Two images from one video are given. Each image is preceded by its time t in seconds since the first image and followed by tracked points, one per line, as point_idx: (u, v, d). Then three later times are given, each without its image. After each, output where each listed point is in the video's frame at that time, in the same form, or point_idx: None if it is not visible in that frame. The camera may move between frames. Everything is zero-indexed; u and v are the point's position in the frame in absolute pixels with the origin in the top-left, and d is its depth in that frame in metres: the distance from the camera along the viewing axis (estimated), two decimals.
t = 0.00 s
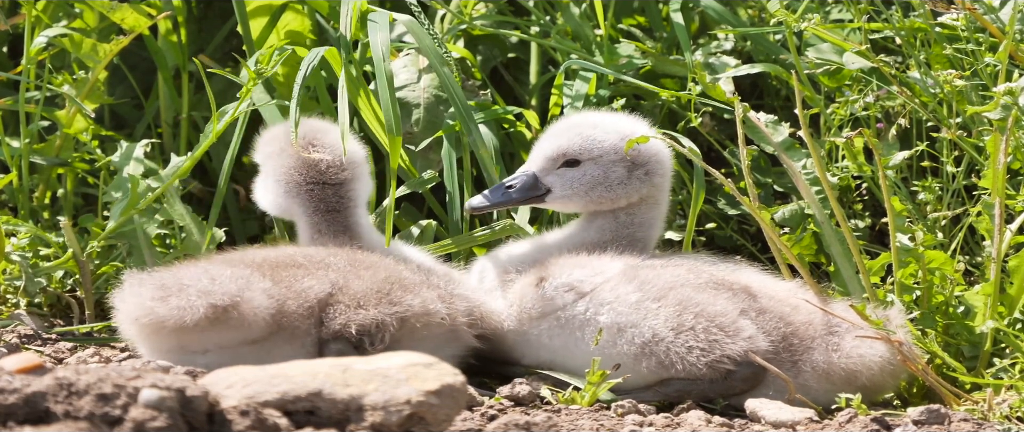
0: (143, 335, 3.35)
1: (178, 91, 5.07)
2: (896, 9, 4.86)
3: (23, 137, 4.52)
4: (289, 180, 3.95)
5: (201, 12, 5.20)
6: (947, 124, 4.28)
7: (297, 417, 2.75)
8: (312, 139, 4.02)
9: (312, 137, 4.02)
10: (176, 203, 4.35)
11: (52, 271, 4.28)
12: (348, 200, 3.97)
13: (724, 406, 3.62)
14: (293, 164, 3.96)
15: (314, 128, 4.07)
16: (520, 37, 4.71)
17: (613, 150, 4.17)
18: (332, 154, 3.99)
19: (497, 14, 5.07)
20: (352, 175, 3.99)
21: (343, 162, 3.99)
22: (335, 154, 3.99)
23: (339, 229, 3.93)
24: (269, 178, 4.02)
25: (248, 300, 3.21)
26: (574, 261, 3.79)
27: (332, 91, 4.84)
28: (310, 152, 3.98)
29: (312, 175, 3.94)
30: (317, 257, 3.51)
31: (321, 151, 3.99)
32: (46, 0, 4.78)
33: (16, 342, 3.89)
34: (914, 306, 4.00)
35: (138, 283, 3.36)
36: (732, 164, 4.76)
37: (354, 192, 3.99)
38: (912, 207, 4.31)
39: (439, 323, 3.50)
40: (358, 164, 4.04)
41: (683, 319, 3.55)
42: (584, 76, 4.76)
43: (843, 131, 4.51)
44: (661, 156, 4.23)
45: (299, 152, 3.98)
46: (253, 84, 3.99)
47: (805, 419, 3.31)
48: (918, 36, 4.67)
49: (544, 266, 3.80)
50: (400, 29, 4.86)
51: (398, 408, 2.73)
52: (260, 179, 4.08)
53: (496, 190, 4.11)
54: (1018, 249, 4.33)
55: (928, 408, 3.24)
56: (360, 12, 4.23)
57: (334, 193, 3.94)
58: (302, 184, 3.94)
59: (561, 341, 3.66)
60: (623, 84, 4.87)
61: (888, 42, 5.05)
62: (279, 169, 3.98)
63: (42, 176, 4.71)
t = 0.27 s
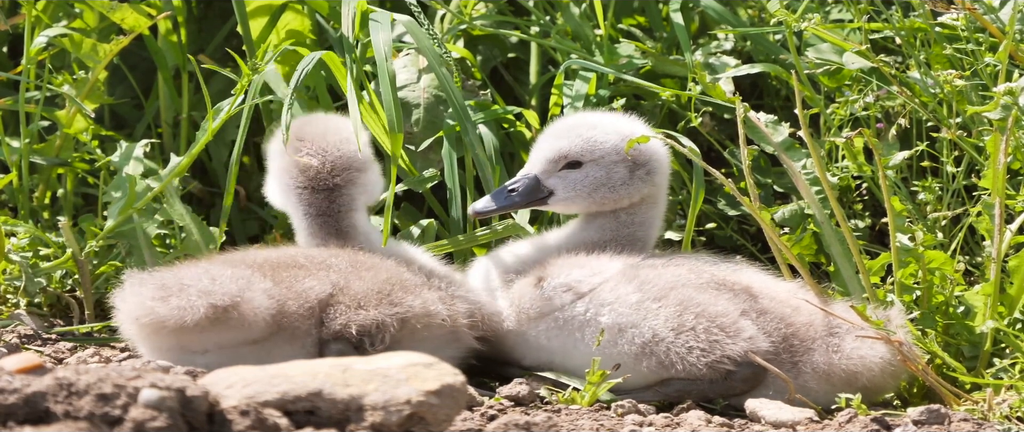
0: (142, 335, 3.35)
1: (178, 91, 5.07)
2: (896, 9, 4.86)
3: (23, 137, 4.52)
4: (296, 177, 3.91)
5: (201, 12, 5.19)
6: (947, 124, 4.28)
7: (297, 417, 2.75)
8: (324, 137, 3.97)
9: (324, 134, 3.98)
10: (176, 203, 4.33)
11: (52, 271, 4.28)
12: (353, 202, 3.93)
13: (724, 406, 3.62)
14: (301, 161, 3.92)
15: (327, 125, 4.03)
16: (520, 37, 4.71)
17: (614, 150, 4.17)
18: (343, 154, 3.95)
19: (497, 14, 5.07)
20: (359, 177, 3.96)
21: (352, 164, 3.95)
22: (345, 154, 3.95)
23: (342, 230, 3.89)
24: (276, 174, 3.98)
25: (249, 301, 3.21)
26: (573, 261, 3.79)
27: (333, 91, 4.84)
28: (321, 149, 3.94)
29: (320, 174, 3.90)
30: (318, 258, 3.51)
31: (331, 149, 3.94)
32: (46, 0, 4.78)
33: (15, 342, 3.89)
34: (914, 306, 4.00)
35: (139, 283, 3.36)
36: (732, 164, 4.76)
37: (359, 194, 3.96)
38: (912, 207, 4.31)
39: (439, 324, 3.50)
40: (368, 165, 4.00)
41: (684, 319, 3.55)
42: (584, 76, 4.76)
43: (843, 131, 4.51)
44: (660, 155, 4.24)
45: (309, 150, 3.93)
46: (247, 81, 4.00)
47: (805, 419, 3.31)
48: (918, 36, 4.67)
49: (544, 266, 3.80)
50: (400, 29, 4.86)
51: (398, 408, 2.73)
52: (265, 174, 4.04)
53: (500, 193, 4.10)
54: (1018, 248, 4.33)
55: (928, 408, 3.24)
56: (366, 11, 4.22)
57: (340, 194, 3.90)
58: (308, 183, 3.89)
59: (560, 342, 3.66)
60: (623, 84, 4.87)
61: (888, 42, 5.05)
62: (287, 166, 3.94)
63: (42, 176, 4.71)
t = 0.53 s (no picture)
0: (144, 335, 3.35)
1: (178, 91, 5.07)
2: (896, 9, 4.86)
3: (23, 137, 4.52)
4: (301, 176, 3.89)
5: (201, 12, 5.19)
6: (947, 124, 4.28)
7: (297, 417, 2.75)
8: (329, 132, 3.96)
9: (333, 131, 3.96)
10: (176, 203, 4.34)
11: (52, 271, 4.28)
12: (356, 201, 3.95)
13: (724, 406, 3.62)
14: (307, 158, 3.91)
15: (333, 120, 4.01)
16: (520, 37, 4.71)
17: (615, 151, 4.17)
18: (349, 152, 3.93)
19: (497, 14, 5.07)
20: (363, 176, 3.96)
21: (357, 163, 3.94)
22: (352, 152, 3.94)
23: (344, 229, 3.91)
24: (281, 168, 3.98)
25: (251, 303, 3.21)
26: (572, 261, 3.79)
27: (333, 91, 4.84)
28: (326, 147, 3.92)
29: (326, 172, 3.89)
30: (319, 258, 3.51)
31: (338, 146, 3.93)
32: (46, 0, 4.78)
33: (15, 342, 3.89)
34: (914, 306, 4.00)
35: (142, 283, 3.36)
36: (732, 164, 4.76)
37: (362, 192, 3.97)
38: (912, 207, 4.31)
39: (440, 324, 3.51)
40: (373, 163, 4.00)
41: (684, 319, 3.55)
42: (584, 76, 4.76)
43: (844, 131, 4.51)
44: (660, 156, 4.24)
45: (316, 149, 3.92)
46: (247, 80, 4.00)
47: (805, 419, 3.31)
48: (918, 36, 4.67)
49: (544, 266, 3.80)
50: (401, 29, 4.86)
51: (398, 408, 2.73)
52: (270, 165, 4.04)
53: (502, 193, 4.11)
54: (1018, 248, 4.33)
55: (928, 408, 3.24)
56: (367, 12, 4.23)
57: (344, 192, 3.90)
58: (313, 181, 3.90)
59: (560, 342, 3.66)
60: (623, 84, 4.87)
61: (888, 42, 5.05)
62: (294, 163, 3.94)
63: (42, 176, 4.71)
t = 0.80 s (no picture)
0: (145, 334, 3.35)
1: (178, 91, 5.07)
2: (896, 9, 4.86)
3: (23, 137, 4.52)
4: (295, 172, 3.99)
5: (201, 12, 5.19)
6: (947, 124, 4.28)
7: (297, 417, 2.75)
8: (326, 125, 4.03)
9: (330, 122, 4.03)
10: (176, 203, 4.34)
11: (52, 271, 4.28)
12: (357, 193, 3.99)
13: (724, 406, 3.62)
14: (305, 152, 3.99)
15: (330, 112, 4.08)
16: (520, 37, 4.71)
17: (618, 154, 4.16)
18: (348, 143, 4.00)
19: (497, 14, 5.07)
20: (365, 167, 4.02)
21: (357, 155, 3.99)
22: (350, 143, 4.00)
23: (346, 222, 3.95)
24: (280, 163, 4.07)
25: (251, 302, 3.21)
26: (574, 261, 3.80)
27: (332, 90, 4.83)
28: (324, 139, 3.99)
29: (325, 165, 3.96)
30: (320, 258, 3.51)
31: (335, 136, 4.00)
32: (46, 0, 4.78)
33: (15, 342, 3.88)
34: (914, 306, 4.00)
35: (143, 281, 3.36)
36: (732, 164, 4.77)
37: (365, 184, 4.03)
38: (912, 207, 4.31)
39: (439, 324, 3.50)
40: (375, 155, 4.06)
41: (683, 319, 3.55)
42: (584, 75, 4.75)
43: (844, 131, 4.51)
44: (664, 158, 4.23)
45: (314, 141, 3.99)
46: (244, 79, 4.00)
47: (805, 419, 3.31)
48: (918, 36, 4.67)
49: (544, 266, 3.80)
50: (401, 29, 4.86)
51: (398, 408, 2.72)
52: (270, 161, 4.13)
53: (504, 196, 4.12)
54: (1018, 248, 4.33)
55: (928, 408, 3.24)
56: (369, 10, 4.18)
57: (347, 187, 3.96)
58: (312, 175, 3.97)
59: (560, 341, 3.66)
60: (623, 84, 4.87)
61: (888, 42, 5.05)
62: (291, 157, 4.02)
63: (42, 176, 4.71)
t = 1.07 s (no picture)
0: (140, 335, 3.35)
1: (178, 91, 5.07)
2: (896, 9, 4.86)
3: (23, 137, 4.52)
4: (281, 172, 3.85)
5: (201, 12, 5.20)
6: (947, 124, 4.28)
7: (297, 417, 2.75)
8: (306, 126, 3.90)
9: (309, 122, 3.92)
10: (176, 203, 4.34)
11: (52, 271, 4.28)
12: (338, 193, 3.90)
13: (724, 406, 3.62)
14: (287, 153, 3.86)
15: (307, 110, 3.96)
16: (520, 37, 4.71)
17: (623, 156, 4.17)
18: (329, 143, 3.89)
19: (497, 14, 5.07)
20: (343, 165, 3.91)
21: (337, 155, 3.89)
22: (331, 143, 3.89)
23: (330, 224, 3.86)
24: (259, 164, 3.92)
25: (245, 300, 3.20)
26: (574, 261, 3.80)
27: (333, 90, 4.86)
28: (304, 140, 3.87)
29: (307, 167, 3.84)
30: (316, 257, 3.52)
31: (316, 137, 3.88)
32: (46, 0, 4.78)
33: (15, 342, 3.88)
34: (914, 306, 4.00)
35: (136, 283, 3.36)
36: (732, 165, 4.77)
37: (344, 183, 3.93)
38: (912, 207, 4.31)
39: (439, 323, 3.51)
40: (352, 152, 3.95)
41: (683, 319, 3.55)
42: (584, 76, 4.74)
43: (844, 131, 4.51)
44: (668, 161, 4.25)
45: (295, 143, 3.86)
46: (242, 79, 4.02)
47: (805, 419, 3.31)
48: (918, 36, 4.67)
49: (545, 266, 3.80)
50: (400, 28, 4.86)
51: (398, 408, 2.72)
52: (247, 162, 4.00)
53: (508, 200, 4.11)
54: (1018, 248, 4.34)
55: (928, 408, 3.24)
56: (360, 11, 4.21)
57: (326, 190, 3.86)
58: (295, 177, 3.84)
59: (561, 341, 3.66)
60: (623, 84, 4.87)
61: (887, 42, 5.05)
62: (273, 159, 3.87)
63: (42, 176, 4.71)
